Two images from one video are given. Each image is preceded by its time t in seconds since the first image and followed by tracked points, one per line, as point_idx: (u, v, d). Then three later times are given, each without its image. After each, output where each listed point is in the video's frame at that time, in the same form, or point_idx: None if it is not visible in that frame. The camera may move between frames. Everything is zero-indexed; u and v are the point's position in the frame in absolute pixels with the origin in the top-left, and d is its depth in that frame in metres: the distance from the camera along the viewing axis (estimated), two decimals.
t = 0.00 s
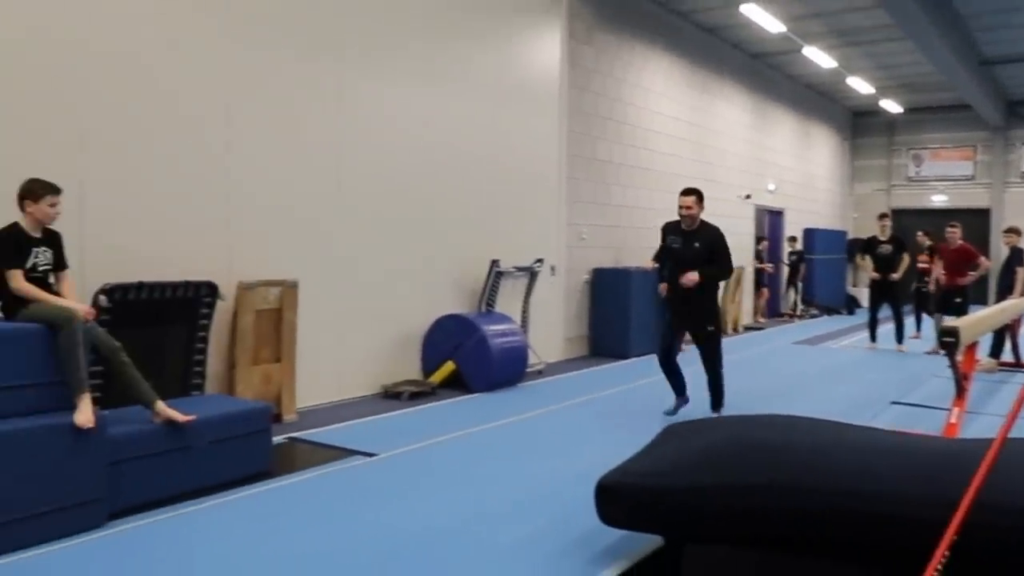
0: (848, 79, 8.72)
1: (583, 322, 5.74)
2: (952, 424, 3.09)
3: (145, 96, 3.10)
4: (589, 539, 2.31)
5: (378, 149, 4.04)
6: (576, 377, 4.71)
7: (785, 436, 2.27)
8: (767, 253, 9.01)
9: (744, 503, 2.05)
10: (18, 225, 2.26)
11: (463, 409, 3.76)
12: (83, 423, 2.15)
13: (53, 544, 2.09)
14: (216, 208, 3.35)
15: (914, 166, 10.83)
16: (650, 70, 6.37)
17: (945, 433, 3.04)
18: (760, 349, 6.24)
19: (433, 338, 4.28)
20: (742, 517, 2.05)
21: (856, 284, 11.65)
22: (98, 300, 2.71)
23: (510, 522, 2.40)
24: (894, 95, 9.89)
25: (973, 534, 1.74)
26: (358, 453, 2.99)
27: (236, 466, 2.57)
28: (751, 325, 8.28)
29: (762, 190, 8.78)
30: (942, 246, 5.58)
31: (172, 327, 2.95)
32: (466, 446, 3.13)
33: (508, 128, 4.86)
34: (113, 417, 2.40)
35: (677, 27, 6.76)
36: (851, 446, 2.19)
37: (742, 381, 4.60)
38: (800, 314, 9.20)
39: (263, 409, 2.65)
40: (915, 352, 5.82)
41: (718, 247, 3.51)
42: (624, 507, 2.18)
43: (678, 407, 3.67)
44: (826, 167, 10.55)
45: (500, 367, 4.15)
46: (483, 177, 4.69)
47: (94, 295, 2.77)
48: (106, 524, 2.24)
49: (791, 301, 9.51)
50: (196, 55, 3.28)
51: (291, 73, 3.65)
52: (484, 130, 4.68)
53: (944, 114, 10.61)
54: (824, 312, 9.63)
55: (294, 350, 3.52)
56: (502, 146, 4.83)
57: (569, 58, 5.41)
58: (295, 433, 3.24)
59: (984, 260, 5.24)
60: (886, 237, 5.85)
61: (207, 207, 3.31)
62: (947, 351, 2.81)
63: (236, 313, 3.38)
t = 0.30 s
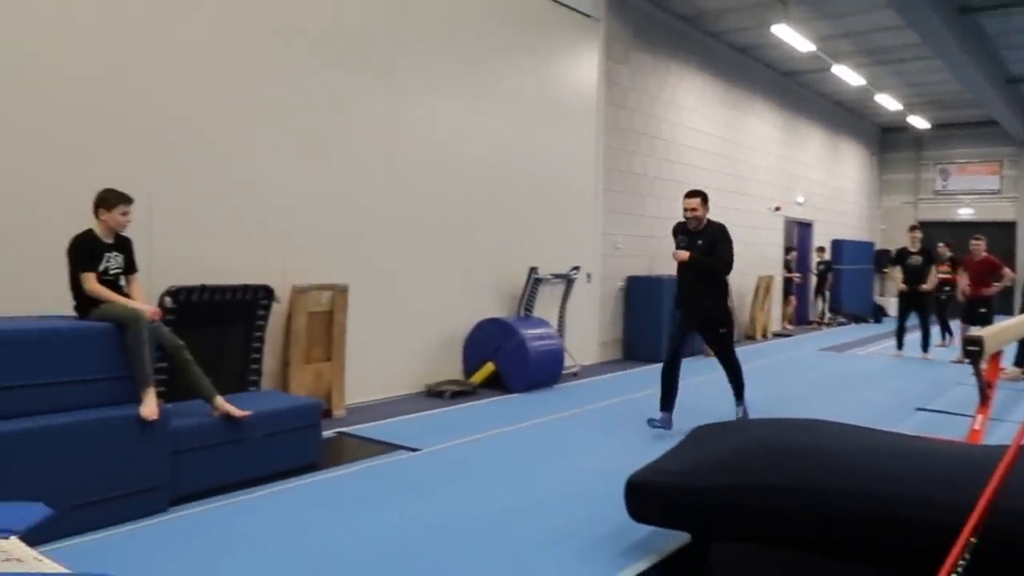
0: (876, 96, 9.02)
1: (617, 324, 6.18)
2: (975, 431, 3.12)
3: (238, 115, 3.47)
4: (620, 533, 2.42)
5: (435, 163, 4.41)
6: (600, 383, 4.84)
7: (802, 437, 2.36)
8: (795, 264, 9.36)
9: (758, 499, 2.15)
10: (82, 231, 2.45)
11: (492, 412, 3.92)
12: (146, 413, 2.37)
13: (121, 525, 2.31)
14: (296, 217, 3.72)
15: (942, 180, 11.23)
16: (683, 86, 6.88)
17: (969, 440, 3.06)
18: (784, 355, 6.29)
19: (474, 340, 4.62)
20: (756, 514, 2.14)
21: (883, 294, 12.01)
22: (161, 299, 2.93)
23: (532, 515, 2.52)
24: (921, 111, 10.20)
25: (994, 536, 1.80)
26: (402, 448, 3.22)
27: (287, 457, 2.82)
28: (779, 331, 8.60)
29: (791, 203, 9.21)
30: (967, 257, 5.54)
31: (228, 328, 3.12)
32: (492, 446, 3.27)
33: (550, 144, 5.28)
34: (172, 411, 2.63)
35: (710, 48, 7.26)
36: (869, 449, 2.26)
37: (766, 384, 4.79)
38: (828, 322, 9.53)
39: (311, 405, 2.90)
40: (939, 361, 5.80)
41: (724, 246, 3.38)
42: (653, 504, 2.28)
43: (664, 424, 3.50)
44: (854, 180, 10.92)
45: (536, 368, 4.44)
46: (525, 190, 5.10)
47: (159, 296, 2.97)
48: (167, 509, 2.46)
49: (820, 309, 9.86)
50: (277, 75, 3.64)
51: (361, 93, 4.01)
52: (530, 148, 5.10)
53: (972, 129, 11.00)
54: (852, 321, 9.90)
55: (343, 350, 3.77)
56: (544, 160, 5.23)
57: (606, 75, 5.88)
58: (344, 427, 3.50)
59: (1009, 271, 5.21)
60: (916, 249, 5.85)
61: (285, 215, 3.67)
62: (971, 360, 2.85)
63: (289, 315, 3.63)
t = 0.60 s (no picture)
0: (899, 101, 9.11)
1: (643, 322, 6.34)
2: (993, 426, 3.16)
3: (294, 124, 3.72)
4: (644, 521, 2.54)
5: (474, 169, 4.65)
6: (619, 380, 4.97)
7: (815, 430, 2.45)
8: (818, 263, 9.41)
9: (772, 491, 2.23)
10: (146, 231, 2.68)
11: (517, 406, 4.09)
12: (202, 403, 2.58)
13: (177, 506, 2.53)
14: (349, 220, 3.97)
15: (962, 183, 11.32)
16: (709, 93, 6.98)
17: (986, 434, 3.10)
18: (806, 352, 6.33)
19: (508, 335, 4.84)
20: (772, 506, 2.24)
21: (903, 293, 12.07)
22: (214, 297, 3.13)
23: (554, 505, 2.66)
24: (942, 116, 10.21)
25: (1009, 528, 1.87)
26: (437, 437, 3.43)
27: (329, 444, 3.04)
28: (802, 330, 8.66)
29: (814, 206, 9.23)
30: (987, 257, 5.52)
31: (278, 323, 3.31)
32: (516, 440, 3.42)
33: (582, 151, 5.50)
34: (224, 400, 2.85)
35: (735, 56, 7.35)
36: (883, 442, 2.35)
37: (786, 379, 4.89)
38: (849, 320, 9.52)
39: (353, 396, 3.14)
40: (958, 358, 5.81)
41: (726, 249, 3.32)
42: (676, 495, 2.38)
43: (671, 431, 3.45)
44: (875, 184, 11.00)
45: (565, 361, 4.66)
46: (554, 193, 5.28)
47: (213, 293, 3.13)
48: (217, 492, 2.68)
49: (840, 309, 9.83)
50: (320, 85, 3.84)
51: (409, 102, 4.25)
52: (562, 154, 5.32)
53: (989, 135, 11.02)
54: (872, 319, 9.92)
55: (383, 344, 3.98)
56: (575, 165, 5.46)
57: (634, 84, 6.02)
58: (383, 417, 3.73)
59: None
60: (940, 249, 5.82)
61: (335, 217, 3.91)
62: (990, 357, 2.89)
63: (333, 311, 3.84)
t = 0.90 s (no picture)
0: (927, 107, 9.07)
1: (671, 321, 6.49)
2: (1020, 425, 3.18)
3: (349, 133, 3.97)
4: (671, 513, 2.68)
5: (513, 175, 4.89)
6: (640, 377, 5.08)
7: (837, 424, 2.53)
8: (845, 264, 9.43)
9: (793, 485, 2.32)
10: (208, 233, 2.98)
11: (547, 401, 4.28)
12: (254, 394, 2.81)
13: (234, 489, 2.75)
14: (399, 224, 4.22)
15: (989, 187, 11.12)
16: (739, 101, 7.08)
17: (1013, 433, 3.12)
18: (834, 351, 6.32)
19: (543, 331, 5.06)
20: (795, 500, 2.32)
21: (930, 294, 11.95)
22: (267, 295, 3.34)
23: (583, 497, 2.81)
24: (969, 121, 10.08)
25: None
26: (476, 427, 3.67)
27: (373, 434, 3.27)
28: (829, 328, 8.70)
29: (843, 209, 9.24)
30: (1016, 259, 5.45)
31: (328, 319, 3.52)
32: (543, 434, 3.60)
33: (615, 154, 5.70)
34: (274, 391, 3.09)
35: (765, 63, 7.43)
36: (906, 437, 2.42)
37: (816, 377, 4.92)
38: (875, 321, 9.52)
39: (396, 388, 3.36)
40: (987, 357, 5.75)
41: (732, 253, 3.32)
42: (703, 486, 2.49)
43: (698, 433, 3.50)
44: (902, 188, 11.01)
45: (599, 357, 4.85)
46: (587, 196, 5.50)
47: (267, 290, 3.33)
48: (270, 478, 2.89)
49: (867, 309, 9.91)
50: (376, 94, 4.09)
51: (454, 113, 4.49)
52: (595, 160, 5.53)
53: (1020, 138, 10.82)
54: (898, 320, 9.84)
55: (425, 340, 4.22)
56: (608, 170, 5.65)
57: (664, 91, 6.18)
58: (425, 409, 3.97)
59: None
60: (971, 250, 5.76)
61: (386, 219, 4.15)
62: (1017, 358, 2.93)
63: (378, 308, 4.08)
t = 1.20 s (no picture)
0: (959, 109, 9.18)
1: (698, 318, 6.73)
2: None
3: (405, 141, 4.35)
4: (696, 508, 2.80)
5: (552, 180, 5.24)
6: (663, 377, 5.16)
7: (869, 421, 2.58)
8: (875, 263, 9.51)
9: (820, 480, 2.40)
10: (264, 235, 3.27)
11: (578, 397, 4.49)
12: (308, 385, 3.02)
13: (288, 476, 2.96)
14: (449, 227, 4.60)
15: None
16: (770, 107, 7.32)
17: None
18: (863, 348, 6.35)
19: (579, 329, 5.42)
20: (826, 492, 2.39)
21: (963, 294, 11.94)
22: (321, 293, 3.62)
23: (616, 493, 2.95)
24: (1001, 123, 10.17)
25: None
26: (514, 421, 3.92)
27: (417, 426, 3.50)
28: (861, 326, 8.76)
29: (873, 210, 9.36)
30: None
31: (374, 316, 3.78)
32: (575, 430, 3.76)
33: (646, 159, 6.01)
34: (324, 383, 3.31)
35: (795, 69, 7.65)
36: (938, 432, 2.48)
37: (855, 373, 4.93)
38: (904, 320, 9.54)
39: (438, 381, 3.61)
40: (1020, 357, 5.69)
41: (742, 246, 3.39)
42: (735, 477, 2.58)
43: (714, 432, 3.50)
44: (934, 191, 11.04)
45: (633, 352, 5.20)
46: (620, 200, 5.82)
47: (318, 289, 3.60)
48: (321, 465, 3.10)
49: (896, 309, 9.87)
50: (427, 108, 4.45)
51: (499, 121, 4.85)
52: (628, 165, 5.85)
53: None
54: (930, 318, 9.89)
55: (466, 336, 4.53)
56: (640, 174, 5.98)
57: (696, 98, 6.45)
58: (465, 402, 4.27)
59: None
60: (1006, 251, 5.65)
61: (437, 224, 4.55)
62: None
63: (422, 306, 4.39)
